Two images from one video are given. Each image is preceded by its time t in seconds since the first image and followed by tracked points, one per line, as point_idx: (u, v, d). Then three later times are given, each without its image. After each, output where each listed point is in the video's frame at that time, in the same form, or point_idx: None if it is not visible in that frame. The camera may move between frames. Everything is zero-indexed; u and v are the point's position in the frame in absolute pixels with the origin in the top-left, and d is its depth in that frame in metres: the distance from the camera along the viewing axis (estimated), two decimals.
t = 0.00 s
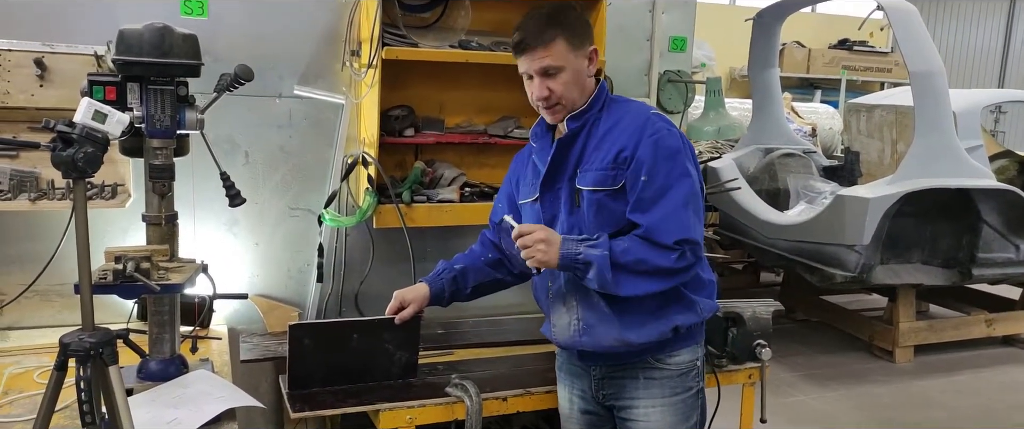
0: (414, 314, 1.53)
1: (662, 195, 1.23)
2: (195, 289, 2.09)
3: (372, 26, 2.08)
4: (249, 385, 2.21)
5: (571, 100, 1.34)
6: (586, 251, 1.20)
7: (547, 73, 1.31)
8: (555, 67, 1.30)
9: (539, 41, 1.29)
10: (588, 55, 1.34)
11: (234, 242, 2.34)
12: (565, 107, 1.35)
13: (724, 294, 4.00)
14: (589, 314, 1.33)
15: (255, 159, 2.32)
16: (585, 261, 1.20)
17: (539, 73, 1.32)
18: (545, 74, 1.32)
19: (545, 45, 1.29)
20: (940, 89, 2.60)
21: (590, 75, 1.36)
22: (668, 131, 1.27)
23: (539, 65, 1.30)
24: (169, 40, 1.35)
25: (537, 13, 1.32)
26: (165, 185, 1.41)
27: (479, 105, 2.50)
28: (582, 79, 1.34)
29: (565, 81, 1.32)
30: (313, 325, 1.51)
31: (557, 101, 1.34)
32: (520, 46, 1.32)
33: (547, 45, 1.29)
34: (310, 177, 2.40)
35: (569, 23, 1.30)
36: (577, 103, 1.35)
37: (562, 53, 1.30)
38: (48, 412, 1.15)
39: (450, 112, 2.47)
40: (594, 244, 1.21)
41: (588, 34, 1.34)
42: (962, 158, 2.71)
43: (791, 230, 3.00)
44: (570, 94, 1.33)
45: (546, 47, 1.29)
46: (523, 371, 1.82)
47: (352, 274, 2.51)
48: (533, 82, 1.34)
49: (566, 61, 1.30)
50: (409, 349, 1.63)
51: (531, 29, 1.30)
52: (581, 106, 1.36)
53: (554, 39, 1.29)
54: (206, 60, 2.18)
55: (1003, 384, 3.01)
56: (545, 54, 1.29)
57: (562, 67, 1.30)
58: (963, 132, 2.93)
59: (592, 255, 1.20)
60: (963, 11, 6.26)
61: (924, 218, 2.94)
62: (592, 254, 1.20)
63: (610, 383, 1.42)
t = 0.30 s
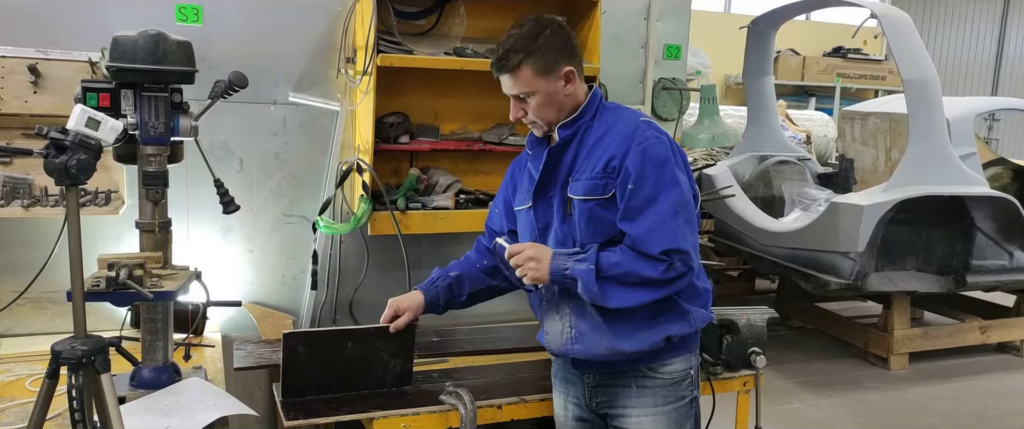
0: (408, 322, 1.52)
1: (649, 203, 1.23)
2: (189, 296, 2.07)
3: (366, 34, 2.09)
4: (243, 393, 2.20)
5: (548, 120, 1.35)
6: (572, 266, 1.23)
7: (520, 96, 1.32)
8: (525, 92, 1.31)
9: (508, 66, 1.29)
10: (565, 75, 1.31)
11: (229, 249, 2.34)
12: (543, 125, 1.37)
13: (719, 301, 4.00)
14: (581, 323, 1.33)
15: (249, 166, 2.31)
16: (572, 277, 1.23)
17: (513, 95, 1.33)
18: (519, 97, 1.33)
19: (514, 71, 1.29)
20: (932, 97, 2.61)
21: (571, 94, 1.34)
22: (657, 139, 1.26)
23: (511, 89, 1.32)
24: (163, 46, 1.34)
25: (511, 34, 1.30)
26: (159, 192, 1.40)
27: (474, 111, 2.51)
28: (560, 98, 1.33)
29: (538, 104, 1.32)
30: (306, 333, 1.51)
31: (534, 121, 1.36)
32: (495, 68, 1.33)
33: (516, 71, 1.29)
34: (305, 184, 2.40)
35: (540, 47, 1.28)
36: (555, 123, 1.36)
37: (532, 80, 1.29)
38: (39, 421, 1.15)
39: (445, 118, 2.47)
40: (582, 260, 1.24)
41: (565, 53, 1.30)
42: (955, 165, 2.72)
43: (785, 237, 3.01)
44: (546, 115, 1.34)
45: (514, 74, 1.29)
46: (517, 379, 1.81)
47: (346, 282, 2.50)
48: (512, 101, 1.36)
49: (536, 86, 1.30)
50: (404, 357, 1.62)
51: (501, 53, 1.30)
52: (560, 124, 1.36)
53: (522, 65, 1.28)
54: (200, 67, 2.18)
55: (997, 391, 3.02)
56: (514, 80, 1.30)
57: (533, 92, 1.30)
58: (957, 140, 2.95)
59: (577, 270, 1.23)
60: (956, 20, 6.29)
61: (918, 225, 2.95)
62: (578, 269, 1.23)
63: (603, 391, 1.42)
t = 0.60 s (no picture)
0: (410, 329, 1.52)
1: (650, 210, 1.23)
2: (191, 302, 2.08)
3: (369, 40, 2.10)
4: (245, 399, 2.20)
5: (551, 121, 1.34)
6: (571, 276, 1.24)
7: (525, 96, 1.32)
8: (529, 91, 1.30)
9: (514, 63, 1.29)
10: (570, 76, 1.32)
11: (231, 254, 2.34)
12: (546, 127, 1.36)
13: (721, 308, 3.99)
14: (581, 330, 1.32)
15: (252, 172, 2.32)
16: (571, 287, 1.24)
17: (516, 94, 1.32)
18: (523, 96, 1.32)
19: (519, 69, 1.29)
20: (934, 103, 2.61)
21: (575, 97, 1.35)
22: (659, 146, 1.26)
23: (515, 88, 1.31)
24: (167, 53, 1.35)
25: (517, 33, 1.30)
26: (162, 198, 1.41)
27: (476, 118, 2.51)
28: (564, 99, 1.33)
29: (543, 104, 1.32)
30: (308, 338, 1.51)
31: (537, 122, 1.35)
32: (499, 67, 1.32)
33: (522, 69, 1.29)
34: (307, 190, 2.40)
35: (546, 45, 1.28)
36: (557, 125, 1.36)
37: (537, 78, 1.29)
38: None
39: (447, 124, 2.48)
40: (580, 268, 1.25)
41: (570, 54, 1.31)
42: (957, 171, 2.72)
43: (787, 244, 3.00)
44: (549, 116, 1.33)
45: (520, 72, 1.29)
46: (519, 386, 1.81)
47: (348, 288, 2.50)
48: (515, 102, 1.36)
49: (541, 85, 1.29)
50: (405, 364, 1.62)
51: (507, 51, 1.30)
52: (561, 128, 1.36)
53: (528, 63, 1.28)
54: (204, 74, 2.19)
55: (1001, 399, 3.01)
56: (519, 79, 1.29)
57: (537, 90, 1.30)
58: (960, 147, 2.94)
59: (576, 280, 1.23)
60: (958, 27, 6.30)
61: (920, 233, 2.95)
62: (577, 279, 1.24)
63: (603, 399, 1.41)
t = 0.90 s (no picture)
0: (412, 339, 1.51)
1: (676, 209, 1.26)
2: (191, 309, 2.07)
3: (369, 45, 2.10)
4: (245, 406, 2.20)
5: (579, 102, 1.36)
6: (617, 258, 1.19)
7: (559, 69, 1.35)
8: (567, 62, 1.35)
9: (553, 37, 1.35)
10: (591, 66, 1.41)
11: (231, 262, 2.34)
12: (572, 108, 1.36)
13: (722, 312, 3.99)
14: (585, 336, 1.32)
15: (253, 180, 2.32)
16: (615, 269, 1.18)
17: (550, 68, 1.35)
18: (556, 70, 1.35)
19: (558, 41, 1.35)
20: (934, 107, 2.62)
21: (593, 89, 1.41)
22: (673, 149, 1.31)
23: (551, 59, 1.34)
24: (168, 61, 1.35)
25: (547, 18, 1.39)
26: (162, 205, 1.41)
27: (476, 124, 2.52)
28: (588, 85, 1.39)
29: (575, 79, 1.36)
30: (309, 346, 1.49)
31: (566, 100, 1.35)
32: (531, 43, 1.36)
33: (561, 40, 1.35)
34: (307, 197, 2.41)
35: (577, 30, 1.38)
36: (582, 109, 1.37)
37: (573, 51, 1.35)
38: None
39: (447, 130, 2.48)
40: (621, 254, 1.21)
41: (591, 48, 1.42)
42: (957, 175, 2.72)
43: (787, 248, 3.00)
44: (579, 95, 1.36)
45: (559, 42, 1.35)
46: (520, 392, 1.81)
47: (348, 294, 2.50)
48: (542, 80, 1.37)
49: (576, 59, 1.35)
50: (407, 371, 1.61)
51: (542, 27, 1.37)
52: (584, 114, 1.38)
53: (566, 36, 1.35)
54: (204, 81, 2.19)
55: (1003, 403, 3.00)
56: (558, 48, 1.34)
57: (573, 64, 1.35)
58: (959, 150, 2.95)
59: (622, 263, 1.19)
60: (957, 30, 6.31)
61: (920, 236, 2.94)
62: (623, 262, 1.19)
63: (605, 406, 1.41)
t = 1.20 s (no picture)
0: (416, 343, 1.51)
1: (703, 207, 1.27)
2: (195, 314, 2.09)
3: (371, 49, 2.10)
4: (250, 411, 2.19)
5: (594, 99, 1.36)
6: (662, 253, 1.18)
7: (574, 66, 1.35)
8: (583, 59, 1.35)
9: (569, 33, 1.36)
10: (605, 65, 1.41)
11: (234, 267, 2.34)
12: (587, 104, 1.36)
13: (726, 313, 3.99)
14: (598, 338, 1.31)
15: (255, 184, 2.32)
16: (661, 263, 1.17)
17: (565, 64, 1.35)
18: (572, 67, 1.35)
19: (573, 38, 1.35)
20: (937, 106, 2.61)
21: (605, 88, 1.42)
22: (694, 148, 1.33)
23: (566, 56, 1.35)
24: (170, 67, 1.35)
25: (562, 16, 1.40)
26: (166, 211, 1.41)
27: (479, 127, 2.52)
28: (602, 83, 1.39)
29: (591, 76, 1.36)
30: (313, 351, 1.48)
31: (581, 96, 1.35)
32: (546, 40, 1.37)
33: (578, 37, 1.35)
34: (310, 201, 2.41)
35: (592, 28, 1.39)
36: (595, 106, 1.37)
37: (589, 49, 1.36)
38: None
39: (449, 133, 2.48)
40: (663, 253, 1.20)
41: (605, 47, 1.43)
42: (962, 174, 2.72)
43: (791, 248, 3.00)
44: (594, 92, 1.36)
45: (574, 39, 1.35)
46: (525, 394, 1.81)
47: (352, 298, 2.50)
48: (557, 76, 1.37)
49: (592, 57, 1.36)
50: (410, 373, 1.61)
51: (558, 25, 1.37)
52: (597, 110, 1.38)
53: (582, 34, 1.36)
54: (206, 87, 2.20)
55: (1010, 401, 2.99)
56: (574, 45, 1.35)
57: (588, 61, 1.35)
58: (962, 149, 2.94)
59: (668, 258, 1.17)
60: (959, 29, 6.30)
61: (924, 235, 2.94)
62: (670, 255, 1.18)
63: (611, 412, 1.40)
